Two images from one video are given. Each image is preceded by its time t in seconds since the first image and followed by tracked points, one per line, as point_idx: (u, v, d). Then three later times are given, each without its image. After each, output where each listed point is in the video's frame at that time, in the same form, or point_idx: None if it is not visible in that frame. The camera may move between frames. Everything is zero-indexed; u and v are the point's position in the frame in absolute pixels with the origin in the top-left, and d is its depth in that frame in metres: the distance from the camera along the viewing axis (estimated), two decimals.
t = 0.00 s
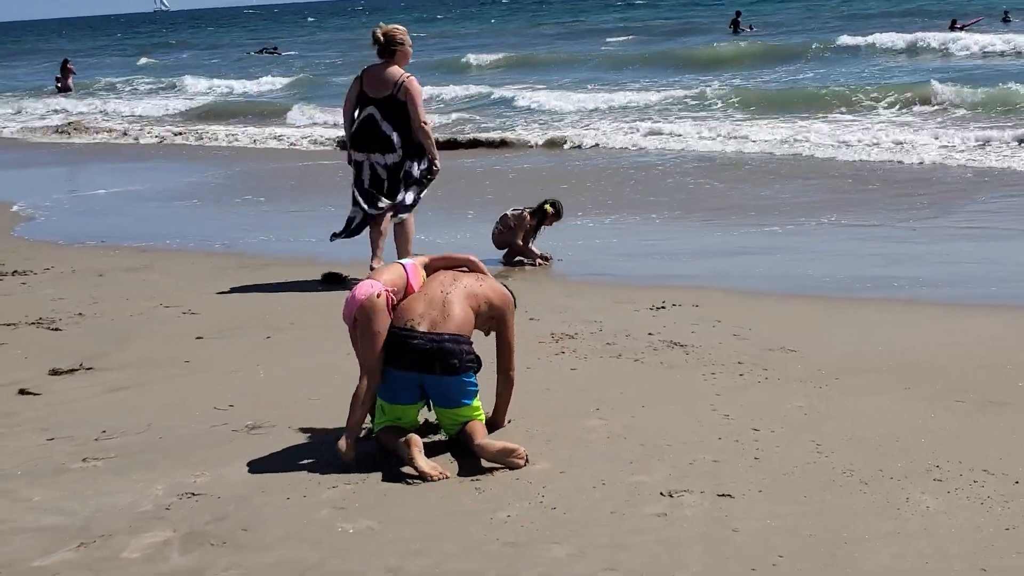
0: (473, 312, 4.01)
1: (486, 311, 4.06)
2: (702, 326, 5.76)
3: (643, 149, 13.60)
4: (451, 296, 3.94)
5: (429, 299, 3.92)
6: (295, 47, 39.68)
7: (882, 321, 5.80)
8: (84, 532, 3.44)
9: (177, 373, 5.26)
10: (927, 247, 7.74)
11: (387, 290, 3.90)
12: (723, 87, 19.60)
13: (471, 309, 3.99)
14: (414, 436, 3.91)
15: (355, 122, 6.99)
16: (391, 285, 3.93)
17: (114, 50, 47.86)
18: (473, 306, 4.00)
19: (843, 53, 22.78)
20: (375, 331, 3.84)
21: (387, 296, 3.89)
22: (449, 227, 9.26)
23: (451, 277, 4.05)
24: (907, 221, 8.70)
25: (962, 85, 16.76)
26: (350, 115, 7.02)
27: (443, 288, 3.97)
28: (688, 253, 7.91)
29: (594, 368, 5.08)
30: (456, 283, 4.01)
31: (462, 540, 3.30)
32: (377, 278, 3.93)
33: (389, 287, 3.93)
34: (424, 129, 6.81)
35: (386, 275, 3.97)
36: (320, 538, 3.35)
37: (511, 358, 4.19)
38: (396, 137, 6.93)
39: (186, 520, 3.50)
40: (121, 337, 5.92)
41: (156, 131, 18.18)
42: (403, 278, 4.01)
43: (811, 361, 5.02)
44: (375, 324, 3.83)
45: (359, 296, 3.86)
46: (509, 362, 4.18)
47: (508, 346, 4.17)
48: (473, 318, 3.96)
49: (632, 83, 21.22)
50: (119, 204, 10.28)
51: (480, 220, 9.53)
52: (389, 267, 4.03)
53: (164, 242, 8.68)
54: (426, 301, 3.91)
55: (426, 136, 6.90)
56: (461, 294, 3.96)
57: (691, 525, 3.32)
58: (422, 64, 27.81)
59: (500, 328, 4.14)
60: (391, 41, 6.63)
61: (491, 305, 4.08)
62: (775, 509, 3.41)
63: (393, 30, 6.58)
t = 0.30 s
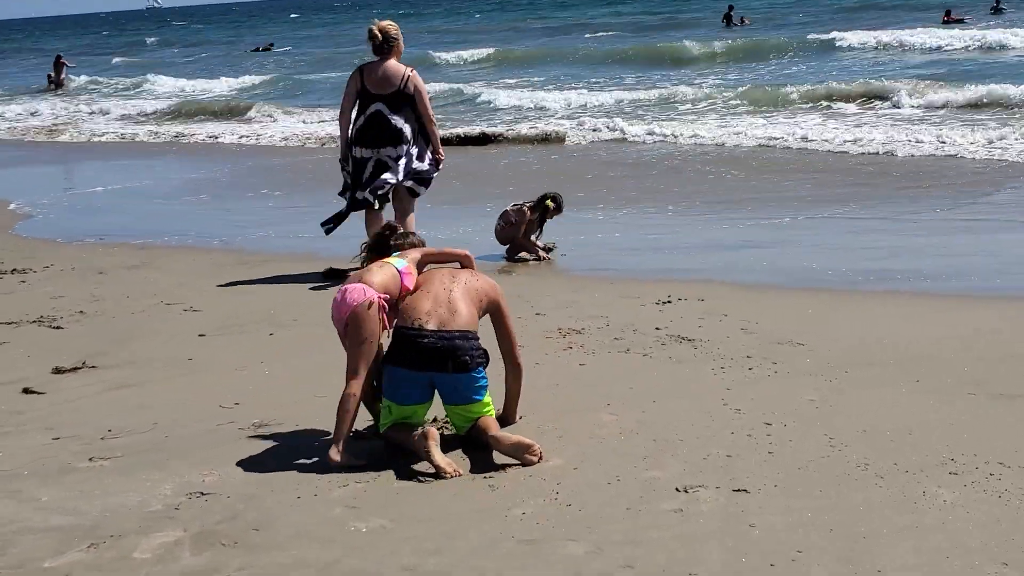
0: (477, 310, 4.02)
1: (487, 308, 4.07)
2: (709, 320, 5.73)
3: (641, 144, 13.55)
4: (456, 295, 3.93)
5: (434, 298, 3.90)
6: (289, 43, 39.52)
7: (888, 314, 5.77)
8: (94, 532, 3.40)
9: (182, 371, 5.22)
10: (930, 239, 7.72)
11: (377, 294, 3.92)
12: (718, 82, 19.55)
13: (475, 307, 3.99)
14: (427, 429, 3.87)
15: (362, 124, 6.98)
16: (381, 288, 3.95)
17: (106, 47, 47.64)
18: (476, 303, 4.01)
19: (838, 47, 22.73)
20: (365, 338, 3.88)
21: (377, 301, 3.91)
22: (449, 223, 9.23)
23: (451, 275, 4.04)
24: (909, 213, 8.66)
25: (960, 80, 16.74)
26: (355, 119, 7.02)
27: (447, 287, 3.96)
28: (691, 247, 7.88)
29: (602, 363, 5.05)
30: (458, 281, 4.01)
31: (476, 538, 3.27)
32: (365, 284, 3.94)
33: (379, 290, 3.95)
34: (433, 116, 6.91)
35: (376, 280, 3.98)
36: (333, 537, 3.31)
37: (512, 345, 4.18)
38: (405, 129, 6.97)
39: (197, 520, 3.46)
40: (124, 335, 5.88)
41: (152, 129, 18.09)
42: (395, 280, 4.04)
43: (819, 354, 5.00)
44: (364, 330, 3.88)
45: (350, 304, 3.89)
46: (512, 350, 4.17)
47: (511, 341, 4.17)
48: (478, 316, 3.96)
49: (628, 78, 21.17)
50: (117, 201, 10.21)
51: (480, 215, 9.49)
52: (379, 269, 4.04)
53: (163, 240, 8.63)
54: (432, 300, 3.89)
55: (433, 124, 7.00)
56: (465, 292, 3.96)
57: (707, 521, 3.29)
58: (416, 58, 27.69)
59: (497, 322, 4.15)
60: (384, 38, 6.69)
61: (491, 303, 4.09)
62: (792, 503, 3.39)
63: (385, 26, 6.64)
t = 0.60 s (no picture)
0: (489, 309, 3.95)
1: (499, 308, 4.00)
2: (728, 315, 5.63)
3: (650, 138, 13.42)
4: (471, 295, 3.85)
5: (449, 297, 3.82)
6: (295, 39, 39.37)
7: (910, 307, 5.66)
8: (105, 536, 3.32)
9: (192, 369, 5.14)
10: (949, 232, 7.59)
11: (360, 316, 3.90)
12: (725, 76, 19.42)
13: (488, 306, 3.92)
14: (442, 431, 3.78)
15: (365, 119, 6.93)
16: (364, 307, 3.91)
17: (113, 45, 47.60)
18: (488, 303, 3.93)
19: (845, 40, 22.57)
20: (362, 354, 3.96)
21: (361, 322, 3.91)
22: (459, 219, 9.13)
23: (461, 274, 3.96)
24: (923, 205, 8.55)
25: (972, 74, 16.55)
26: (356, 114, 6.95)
27: (459, 286, 3.88)
28: (706, 242, 7.76)
29: (619, 360, 4.95)
30: (470, 280, 3.93)
31: (497, 540, 3.18)
32: (347, 307, 3.92)
33: (363, 309, 3.91)
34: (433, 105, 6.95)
35: (363, 291, 3.94)
36: (349, 540, 3.23)
37: (523, 343, 4.08)
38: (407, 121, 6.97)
39: (210, 524, 3.38)
40: (133, 333, 5.80)
41: (159, 126, 18.02)
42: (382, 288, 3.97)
43: (841, 349, 4.89)
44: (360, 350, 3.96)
45: (337, 329, 3.94)
46: (523, 347, 4.07)
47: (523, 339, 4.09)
48: (492, 315, 3.89)
49: (636, 73, 21.02)
50: (124, 198, 10.13)
51: (490, 210, 9.39)
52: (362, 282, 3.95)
53: (171, 236, 8.55)
54: (446, 300, 3.81)
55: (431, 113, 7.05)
56: (478, 291, 3.89)
57: (734, 523, 3.20)
58: (422, 54, 27.55)
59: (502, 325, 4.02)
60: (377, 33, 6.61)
61: (502, 306, 4.01)
62: (821, 504, 3.29)
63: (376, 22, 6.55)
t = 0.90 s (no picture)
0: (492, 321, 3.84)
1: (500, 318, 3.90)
2: (746, 325, 5.47)
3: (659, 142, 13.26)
4: (476, 309, 3.74)
5: (457, 315, 3.68)
6: (301, 40, 39.25)
7: (935, 317, 5.50)
8: (105, 562, 3.18)
9: (196, 381, 5.00)
10: (968, 238, 7.42)
11: (349, 321, 3.81)
12: (733, 78, 19.25)
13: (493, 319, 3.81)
14: (452, 450, 3.62)
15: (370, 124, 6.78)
16: (351, 310, 3.82)
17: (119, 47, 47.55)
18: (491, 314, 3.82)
19: (853, 40, 22.35)
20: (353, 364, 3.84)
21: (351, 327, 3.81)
22: (467, 223, 8.98)
23: (461, 286, 3.84)
24: (941, 210, 8.38)
25: (983, 77, 16.35)
26: (360, 121, 6.79)
27: (464, 301, 3.75)
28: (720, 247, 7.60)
29: (635, 372, 4.80)
30: (471, 292, 3.81)
31: (514, 569, 3.03)
32: (335, 312, 3.80)
33: (351, 314, 3.83)
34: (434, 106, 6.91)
35: (344, 296, 3.85)
36: (359, 567, 3.08)
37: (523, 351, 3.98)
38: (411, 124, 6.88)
39: (215, 549, 3.24)
40: (136, 343, 5.66)
41: (164, 129, 17.91)
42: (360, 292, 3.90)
43: (866, 363, 4.73)
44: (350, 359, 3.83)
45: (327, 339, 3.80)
46: (523, 356, 3.97)
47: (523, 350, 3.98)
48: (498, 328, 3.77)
49: (644, 75, 20.82)
50: (129, 203, 9.99)
51: (499, 214, 9.24)
52: (342, 286, 3.87)
53: (177, 242, 8.41)
54: (454, 318, 3.67)
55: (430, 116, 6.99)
56: (481, 304, 3.78)
57: (763, 552, 3.05)
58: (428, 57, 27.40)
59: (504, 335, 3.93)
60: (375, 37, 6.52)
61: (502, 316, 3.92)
62: (856, 532, 3.14)
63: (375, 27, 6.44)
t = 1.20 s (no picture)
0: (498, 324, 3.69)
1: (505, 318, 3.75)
2: (763, 331, 5.35)
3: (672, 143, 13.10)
4: (484, 316, 3.59)
5: (464, 324, 3.53)
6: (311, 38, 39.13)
7: (957, 324, 5.36)
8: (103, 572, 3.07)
9: (200, 382, 4.89)
10: (990, 243, 7.27)
11: (294, 318, 3.63)
12: (746, 80, 19.06)
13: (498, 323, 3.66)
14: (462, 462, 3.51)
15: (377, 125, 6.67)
16: (294, 308, 3.62)
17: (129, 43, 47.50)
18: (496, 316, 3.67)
19: (867, 42, 22.15)
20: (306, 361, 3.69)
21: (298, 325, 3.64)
22: (477, 223, 8.85)
23: (465, 286, 3.67)
24: (961, 214, 8.22)
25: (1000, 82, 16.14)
26: (366, 123, 6.67)
27: (471, 306, 3.59)
28: (736, 250, 7.46)
29: (650, 378, 4.68)
30: (476, 294, 3.65)
31: None
32: (276, 312, 3.61)
33: (294, 311, 3.63)
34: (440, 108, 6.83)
35: (289, 293, 3.63)
36: None
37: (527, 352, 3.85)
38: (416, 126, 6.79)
39: (216, 559, 3.13)
40: (140, 342, 5.56)
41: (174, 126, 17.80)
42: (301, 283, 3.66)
43: (888, 371, 4.60)
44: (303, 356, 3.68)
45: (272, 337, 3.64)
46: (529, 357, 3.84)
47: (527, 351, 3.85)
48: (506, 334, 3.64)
49: (656, 75, 20.66)
50: (136, 200, 9.89)
51: (511, 215, 9.11)
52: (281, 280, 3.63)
53: (184, 239, 8.30)
54: (462, 328, 3.52)
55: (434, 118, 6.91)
56: (487, 307, 3.62)
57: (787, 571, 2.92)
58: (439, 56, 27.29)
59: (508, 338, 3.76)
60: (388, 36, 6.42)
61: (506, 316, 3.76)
62: (884, 551, 3.01)
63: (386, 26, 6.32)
